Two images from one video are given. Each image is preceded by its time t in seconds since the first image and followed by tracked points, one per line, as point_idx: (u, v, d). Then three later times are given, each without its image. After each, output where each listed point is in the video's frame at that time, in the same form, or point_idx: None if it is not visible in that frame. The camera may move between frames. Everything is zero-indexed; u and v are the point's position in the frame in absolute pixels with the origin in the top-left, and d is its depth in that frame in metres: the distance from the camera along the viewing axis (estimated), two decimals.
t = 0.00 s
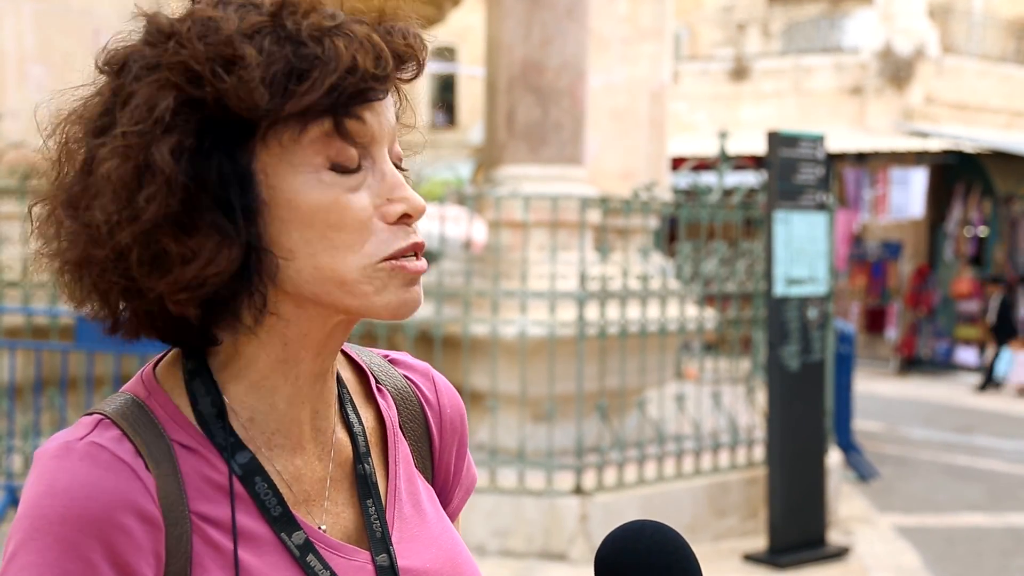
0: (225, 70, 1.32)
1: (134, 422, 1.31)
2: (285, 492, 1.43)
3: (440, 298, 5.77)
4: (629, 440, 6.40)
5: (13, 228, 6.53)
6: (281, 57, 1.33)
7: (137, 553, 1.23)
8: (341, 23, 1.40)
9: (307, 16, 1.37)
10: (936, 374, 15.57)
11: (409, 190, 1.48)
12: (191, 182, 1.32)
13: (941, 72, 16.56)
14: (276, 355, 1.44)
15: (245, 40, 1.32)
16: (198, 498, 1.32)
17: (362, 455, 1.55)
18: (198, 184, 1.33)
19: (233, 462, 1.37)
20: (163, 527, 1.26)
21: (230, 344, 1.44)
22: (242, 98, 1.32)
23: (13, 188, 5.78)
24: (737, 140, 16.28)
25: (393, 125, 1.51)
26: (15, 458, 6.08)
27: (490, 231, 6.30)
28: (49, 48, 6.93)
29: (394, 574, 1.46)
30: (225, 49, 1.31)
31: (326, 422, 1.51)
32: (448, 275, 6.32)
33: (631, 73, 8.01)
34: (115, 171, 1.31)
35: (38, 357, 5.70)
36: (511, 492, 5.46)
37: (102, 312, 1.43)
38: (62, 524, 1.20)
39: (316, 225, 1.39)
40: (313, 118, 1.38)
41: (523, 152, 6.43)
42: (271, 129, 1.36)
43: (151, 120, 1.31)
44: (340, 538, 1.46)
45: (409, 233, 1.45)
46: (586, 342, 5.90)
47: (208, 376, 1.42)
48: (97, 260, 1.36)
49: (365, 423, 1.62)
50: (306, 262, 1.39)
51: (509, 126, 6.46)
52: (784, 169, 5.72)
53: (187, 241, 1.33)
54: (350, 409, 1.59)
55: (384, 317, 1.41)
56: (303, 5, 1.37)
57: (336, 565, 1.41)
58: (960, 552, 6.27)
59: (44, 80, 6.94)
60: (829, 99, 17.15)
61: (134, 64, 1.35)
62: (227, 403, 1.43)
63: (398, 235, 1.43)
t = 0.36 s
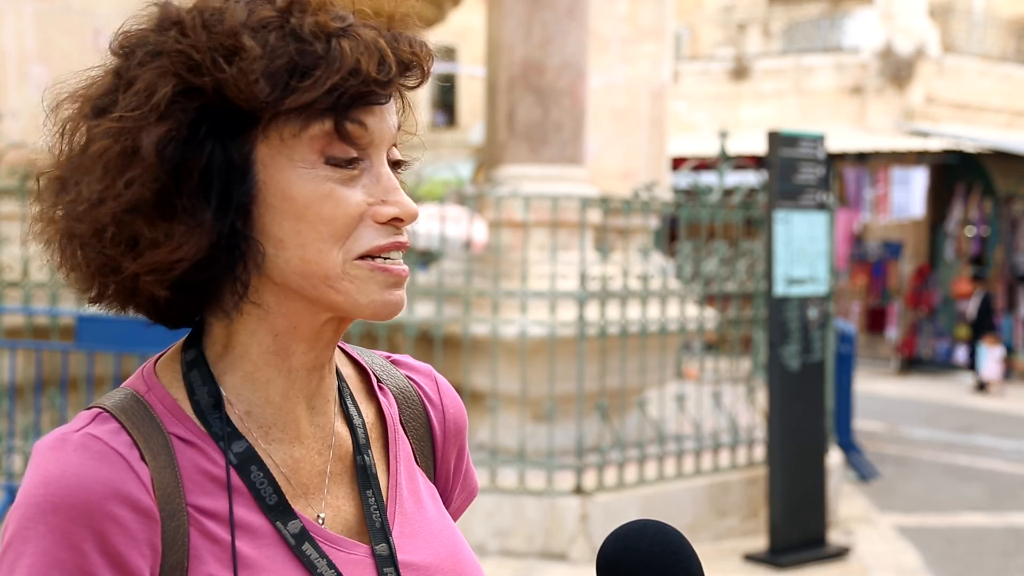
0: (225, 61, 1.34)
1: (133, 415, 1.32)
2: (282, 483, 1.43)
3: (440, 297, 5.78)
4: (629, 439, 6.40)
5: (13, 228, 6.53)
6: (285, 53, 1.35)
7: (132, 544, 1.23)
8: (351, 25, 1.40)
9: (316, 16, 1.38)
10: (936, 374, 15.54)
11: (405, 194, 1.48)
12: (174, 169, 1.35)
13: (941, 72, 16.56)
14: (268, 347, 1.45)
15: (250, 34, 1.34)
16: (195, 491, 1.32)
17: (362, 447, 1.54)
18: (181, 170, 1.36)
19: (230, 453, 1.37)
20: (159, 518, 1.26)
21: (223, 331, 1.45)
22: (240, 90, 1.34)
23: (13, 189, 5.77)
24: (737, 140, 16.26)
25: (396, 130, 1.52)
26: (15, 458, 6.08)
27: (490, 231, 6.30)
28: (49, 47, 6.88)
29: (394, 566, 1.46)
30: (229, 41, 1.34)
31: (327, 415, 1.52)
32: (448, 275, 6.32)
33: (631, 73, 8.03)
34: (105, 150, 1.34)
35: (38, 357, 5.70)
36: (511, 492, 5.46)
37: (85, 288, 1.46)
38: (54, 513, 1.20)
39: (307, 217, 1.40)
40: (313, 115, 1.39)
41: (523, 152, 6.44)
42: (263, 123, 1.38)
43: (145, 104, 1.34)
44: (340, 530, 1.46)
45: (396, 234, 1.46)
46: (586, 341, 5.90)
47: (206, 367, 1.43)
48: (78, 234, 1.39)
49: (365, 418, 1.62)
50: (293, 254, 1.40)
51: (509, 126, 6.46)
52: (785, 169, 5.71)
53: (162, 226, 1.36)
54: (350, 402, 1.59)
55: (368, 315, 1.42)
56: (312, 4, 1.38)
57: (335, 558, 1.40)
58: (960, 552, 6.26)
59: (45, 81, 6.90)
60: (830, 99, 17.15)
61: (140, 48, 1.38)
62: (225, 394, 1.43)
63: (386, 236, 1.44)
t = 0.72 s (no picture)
0: (253, 67, 1.33)
1: (145, 414, 1.32)
2: (292, 484, 1.43)
3: (440, 298, 5.78)
4: (629, 439, 6.40)
5: (13, 228, 6.52)
6: (313, 60, 1.35)
7: (143, 544, 1.23)
8: (377, 33, 1.40)
9: (344, 24, 1.37)
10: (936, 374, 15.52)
11: (423, 204, 1.48)
12: (201, 173, 1.34)
13: (941, 72, 16.56)
14: (277, 351, 1.45)
15: (278, 41, 1.33)
16: (205, 491, 1.32)
17: (371, 448, 1.54)
18: (207, 173, 1.35)
19: (240, 452, 1.36)
20: (170, 518, 1.26)
21: (238, 333, 1.45)
22: (267, 96, 1.33)
23: (13, 189, 5.77)
24: (737, 139, 16.26)
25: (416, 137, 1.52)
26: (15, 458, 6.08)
27: (490, 231, 6.30)
28: (49, 48, 6.86)
29: (402, 566, 1.46)
30: (256, 48, 1.33)
31: (335, 417, 1.52)
32: (448, 275, 6.32)
33: (631, 72, 8.03)
34: (132, 152, 1.33)
35: (38, 357, 5.70)
36: (511, 492, 5.46)
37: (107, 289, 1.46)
38: (65, 512, 1.20)
39: (326, 224, 1.41)
40: (336, 127, 1.40)
41: (523, 152, 6.43)
42: (285, 129, 1.38)
43: (173, 109, 1.33)
44: (349, 530, 1.46)
45: (413, 245, 1.46)
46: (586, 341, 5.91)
47: (216, 366, 1.43)
48: (102, 235, 1.39)
49: (373, 418, 1.62)
50: (310, 259, 1.41)
51: (509, 126, 6.45)
52: (784, 168, 5.71)
53: (187, 230, 1.36)
54: (359, 403, 1.59)
55: (380, 320, 1.43)
56: (339, 11, 1.38)
57: (344, 559, 1.40)
58: (960, 552, 6.26)
59: (46, 81, 6.88)
60: (830, 99, 17.15)
61: (167, 48, 1.37)
62: (235, 396, 1.43)
63: (403, 247, 1.45)
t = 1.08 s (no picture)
0: (266, 61, 1.34)
1: (151, 412, 1.31)
2: (298, 486, 1.44)
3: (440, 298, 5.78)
4: (628, 439, 6.40)
5: (13, 228, 6.52)
6: (323, 53, 1.36)
7: (150, 544, 1.23)
8: (380, 25, 1.41)
9: (349, 17, 1.39)
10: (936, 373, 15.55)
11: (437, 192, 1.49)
12: (224, 170, 1.34)
13: (940, 72, 16.56)
14: (293, 349, 1.45)
15: (287, 33, 1.34)
16: (213, 490, 1.32)
17: (376, 451, 1.54)
18: (230, 171, 1.34)
19: (247, 452, 1.36)
20: (178, 517, 1.26)
21: (250, 333, 1.44)
22: (282, 89, 1.34)
23: (13, 189, 5.77)
24: (737, 140, 16.26)
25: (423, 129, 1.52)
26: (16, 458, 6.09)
27: (490, 231, 6.29)
28: (49, 48, 6.84)
29: (405, 570, 1.46)
30: (267, 41, 1.34)
31: (343, 417, 1.52)
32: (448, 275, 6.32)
33: (631, 72, 8.03)
34: (152, 156, 1.32)
35: (38, 357, 5.70)
36: (511, 492, 5.46)
37: (125, 303, 1.45)
38: (72, 511, 1.21)
39: (348, 219, 1.41)
40: (349, 115, 1.40)
41: (523, 152, 6.43)
42: (300, 123, 1.38)
43: (189, 108, 1.33)
44: (350, 535, 1.46)
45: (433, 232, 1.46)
46: (586, 341, 5.90)
47: (225, 366, 1.43)
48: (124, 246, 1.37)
49: (379, 421, 1.61)
50: (329, 255, 1.41)
51: (508, 126, 6.45)
52: (784, 168, 5.71)
53: (213, 228, 1.34)
54: (365, 406, 1.59)
55: (407, 312, 1.43)
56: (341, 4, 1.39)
57: (349, 562, 1.40)
58: (960, 552, 6.26)
59: (45, 81, 6.85)
60: (829, 99, 17.15)
61: (176, 52, 1.37)
62: (244, 395, 1.43)
63: (424, 235, 1.45)
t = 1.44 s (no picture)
0: (300, 70, 1.35)
1: (163, 405, 1.33)
2: (302, 484, 1.45)
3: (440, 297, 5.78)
4: (628, 439, 6.40)
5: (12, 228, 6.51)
6: (353, 64, 1.38)
7: (185, 526, 1.26)
8: (408, 40, 1.44)
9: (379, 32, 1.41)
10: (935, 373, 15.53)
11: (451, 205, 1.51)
12: (253, 174, 1.35)
13: (939, 71, 16.57)
14: (303, 349, 1.46)
15: (321, 43, 1.36)
16: (226, 482, 1.34)
17: (372, 454, 1.55)
18: (258, 174, 1.36)
19: (255, 449, 1.38)
20: (203, 505, 1.29)
21: (256, 332, 1.46)
22: (314, 97, 1.35)
23: (11, 188, 5.76)
24: (736, 139, 16.25)
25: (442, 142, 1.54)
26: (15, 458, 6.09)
27: (489, 230, 6.30)
28: (48, 49, 6.83)
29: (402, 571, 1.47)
30: (302, 49, 1.35)
31: (343, 419, 1.53)
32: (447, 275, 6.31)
33: (630, 72, 8.01)
34: (182, 155, 1.33)
35: (37, 356, 5.69)
36: (510, 492, 5.46)
37: (135, 295, 1.48)
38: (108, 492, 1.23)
39: (366, 225, 1.42)
40: (372, 124, 1.41)
41: (522, 152, 6.44)
42: (326, 129, 1.39)
43: (220, 110, 1.33)
44: (348, 538, 1.47)
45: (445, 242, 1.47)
46: (585, 341, 5.90)
47: (233, 363, 1.44)
48: (150, 242, 1.38)
49: (378, 424, 1.62)
50: (337, 258, 1.42)
51: (507, 125, 6.46)
52: (783, 169, 5.71)
53: (236, 231, 1.35)
54: (364, 409, 1.60)
55: (414, 321, 1.44)
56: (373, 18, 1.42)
57: (350, 564, 1.41)
58: (959, 552, 6.26)
59: (44, 81, 6.82)
60: (828, 99, 17.15)
61: (208, 54, 1.38)
62: (252, 392, 1.44)
63: (436, 244, 1.46)
